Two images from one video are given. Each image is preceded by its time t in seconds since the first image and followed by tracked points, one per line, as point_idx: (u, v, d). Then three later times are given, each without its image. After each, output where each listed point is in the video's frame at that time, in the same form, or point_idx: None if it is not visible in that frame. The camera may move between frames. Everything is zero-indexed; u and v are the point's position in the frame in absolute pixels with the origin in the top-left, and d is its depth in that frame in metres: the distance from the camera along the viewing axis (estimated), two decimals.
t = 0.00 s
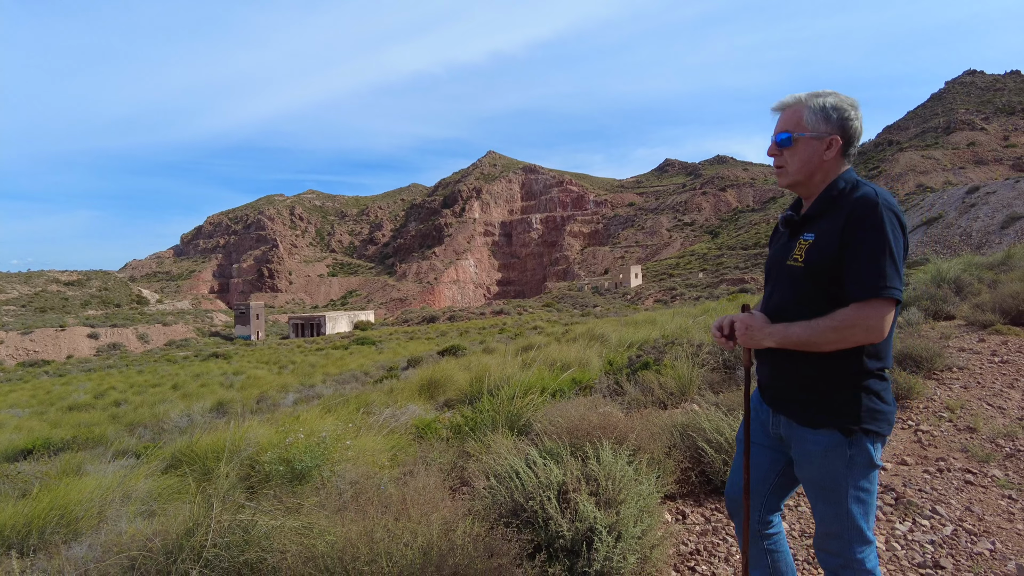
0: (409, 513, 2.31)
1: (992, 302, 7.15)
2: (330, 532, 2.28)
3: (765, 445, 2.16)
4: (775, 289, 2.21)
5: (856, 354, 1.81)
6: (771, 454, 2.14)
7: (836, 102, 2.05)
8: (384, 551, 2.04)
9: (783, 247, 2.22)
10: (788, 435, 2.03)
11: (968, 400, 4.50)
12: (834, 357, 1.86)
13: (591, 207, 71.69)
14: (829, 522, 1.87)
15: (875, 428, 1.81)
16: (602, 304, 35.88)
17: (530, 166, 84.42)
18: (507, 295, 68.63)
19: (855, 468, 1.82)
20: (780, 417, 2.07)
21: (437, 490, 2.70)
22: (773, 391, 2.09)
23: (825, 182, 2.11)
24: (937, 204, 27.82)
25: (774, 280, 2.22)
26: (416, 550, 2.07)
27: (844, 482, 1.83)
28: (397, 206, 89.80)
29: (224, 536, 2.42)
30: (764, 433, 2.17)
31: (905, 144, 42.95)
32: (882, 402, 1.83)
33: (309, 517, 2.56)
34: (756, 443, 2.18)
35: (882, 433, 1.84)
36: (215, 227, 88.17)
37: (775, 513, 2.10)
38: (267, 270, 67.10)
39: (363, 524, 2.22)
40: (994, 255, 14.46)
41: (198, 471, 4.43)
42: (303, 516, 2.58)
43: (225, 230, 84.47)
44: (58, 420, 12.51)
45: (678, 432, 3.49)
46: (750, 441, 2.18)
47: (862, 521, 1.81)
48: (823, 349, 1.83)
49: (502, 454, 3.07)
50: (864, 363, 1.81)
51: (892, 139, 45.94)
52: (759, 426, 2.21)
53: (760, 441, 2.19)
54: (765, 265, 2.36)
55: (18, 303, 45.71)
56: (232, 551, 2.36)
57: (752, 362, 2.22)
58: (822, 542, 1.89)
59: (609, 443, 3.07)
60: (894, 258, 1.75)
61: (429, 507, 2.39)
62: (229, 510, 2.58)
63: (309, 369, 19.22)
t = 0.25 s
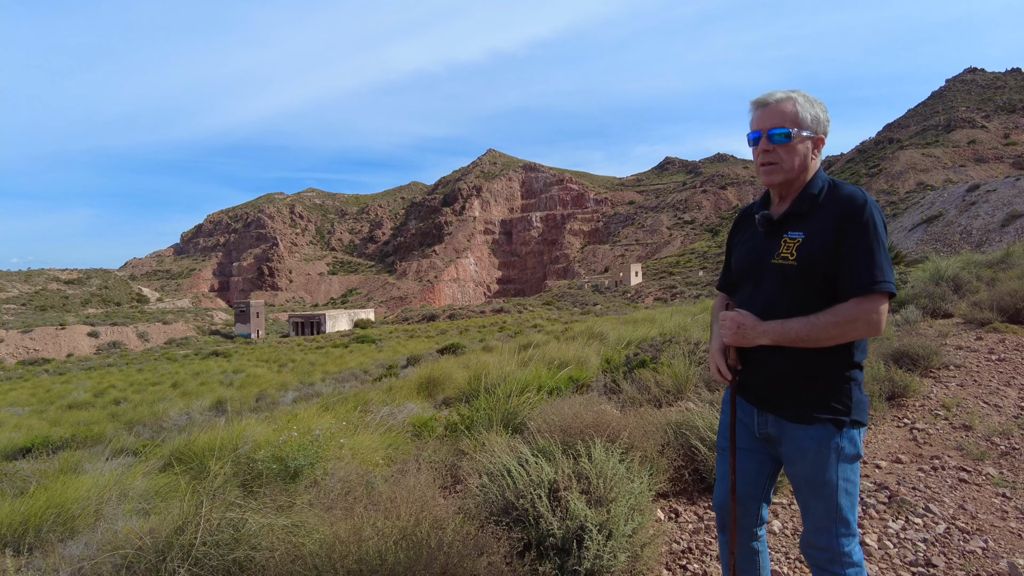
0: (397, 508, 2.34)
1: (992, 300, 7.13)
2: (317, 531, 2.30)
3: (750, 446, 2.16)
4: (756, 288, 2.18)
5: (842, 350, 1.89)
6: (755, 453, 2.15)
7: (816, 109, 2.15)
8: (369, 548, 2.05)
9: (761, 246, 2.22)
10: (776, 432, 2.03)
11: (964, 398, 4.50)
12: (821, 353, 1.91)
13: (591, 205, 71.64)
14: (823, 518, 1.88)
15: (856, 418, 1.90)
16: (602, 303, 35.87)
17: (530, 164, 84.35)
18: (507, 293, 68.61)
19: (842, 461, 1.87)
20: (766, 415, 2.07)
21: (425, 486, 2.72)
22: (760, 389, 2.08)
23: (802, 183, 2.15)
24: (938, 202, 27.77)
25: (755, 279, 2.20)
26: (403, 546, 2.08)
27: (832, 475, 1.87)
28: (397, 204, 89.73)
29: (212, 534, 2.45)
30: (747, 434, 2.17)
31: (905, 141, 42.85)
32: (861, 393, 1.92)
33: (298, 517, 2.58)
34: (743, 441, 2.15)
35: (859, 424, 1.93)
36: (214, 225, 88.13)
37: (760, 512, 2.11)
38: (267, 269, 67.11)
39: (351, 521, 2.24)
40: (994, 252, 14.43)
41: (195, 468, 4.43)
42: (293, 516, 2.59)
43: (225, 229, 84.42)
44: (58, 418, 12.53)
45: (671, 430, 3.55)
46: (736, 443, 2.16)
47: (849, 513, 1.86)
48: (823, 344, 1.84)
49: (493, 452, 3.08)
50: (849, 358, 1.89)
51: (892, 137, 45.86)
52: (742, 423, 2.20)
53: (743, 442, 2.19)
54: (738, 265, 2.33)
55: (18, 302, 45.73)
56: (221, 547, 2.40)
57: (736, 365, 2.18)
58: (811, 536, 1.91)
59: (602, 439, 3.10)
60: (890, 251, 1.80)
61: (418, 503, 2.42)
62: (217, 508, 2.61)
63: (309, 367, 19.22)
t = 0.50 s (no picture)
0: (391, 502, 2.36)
1: (990, 298, 7.14)
2: (311, 527, 2.32)
3: (742, 441, 2.14)
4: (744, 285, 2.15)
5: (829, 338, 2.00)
6: (746, 448, 2.14)
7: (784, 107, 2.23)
8: (362, 544, 2.06)
9: (742, 243, 2.18)
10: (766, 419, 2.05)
11: (962, 396, 4.51)
12: (814, 341, 1.99)
13: (591, 203, 71.58)
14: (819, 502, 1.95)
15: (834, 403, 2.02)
16: (602, 301, 35.88)
17: (530, 162, 84.22)
18: (507, 291, 68.62)
19: (829, 445, 1.97)
20: (759, 407, 2.07)
21: (420, 482, 2.74)
22: (748, 379, 2.10)
23: (779, 183, 2.19)
24: (938, 200, 27.74)
25: (741, 277, 2.17)
26: (397, 540, 2.10)
27: (825, 458, 1.95)
28: (397, 202, 89.70)
29: (208, 531, 2.48)
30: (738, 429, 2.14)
31: (906, 139, 42.79)
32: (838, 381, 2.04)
33: (294, 514, 2.59)
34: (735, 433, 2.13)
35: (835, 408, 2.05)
36: (215, 223, 88.13)
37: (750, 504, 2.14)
38: (268, 267, 67.09)
39: (343, 517, 2.26)
40: (994, 250, 14.42)
41: (194, 466, 4.44)
42: (289, 513, 2.61)
43: (225, 227, 84.43)
44: (58, 416, 12.54)
45: (667, 427, 3.56)
46: (734, 438, 2.11)
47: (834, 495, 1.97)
48: (827, 330, 1.94)
49: (489, 449, 3.10)
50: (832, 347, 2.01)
51: (893, 135, 45.79)
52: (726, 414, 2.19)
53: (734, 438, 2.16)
54: (715, 262, 2.27)
55: (19, 300, 45.75)
56: (215, 544, 2.43)
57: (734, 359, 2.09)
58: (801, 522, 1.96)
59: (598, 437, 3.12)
60: (874, 250, 1.97)
61: (411, 498, 2.43)
62: (213, 506, 2.64)
63: (309, 365, 19.21)
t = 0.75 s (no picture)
0: (386, 499, 2.37)
1: (989, 297, 7.14)
2: (306, 522, 2.35)
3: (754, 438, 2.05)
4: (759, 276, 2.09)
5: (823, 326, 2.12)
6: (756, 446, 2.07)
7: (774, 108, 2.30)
8: (358, 540, 2.07)
9: (753, 236, 2.12)
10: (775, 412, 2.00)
11: (961, 394, 4.50)
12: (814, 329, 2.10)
13: (592, 201, 71.58)
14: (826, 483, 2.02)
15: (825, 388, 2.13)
16: (603, 299, 35.88)
17: (530, 160, 84.13)
18: (508, 289, 68.64)
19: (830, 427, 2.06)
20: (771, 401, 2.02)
21: (416, 479, 2.75)
22: (767, 373, 2.01)
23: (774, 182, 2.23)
24: (939, 199, 27.71)
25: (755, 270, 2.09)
26: (393, 534, 2.12)
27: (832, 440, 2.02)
28: (398, 200, 89.69)
29: (206, 527, 2.52)
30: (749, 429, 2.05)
31: (908, 137, 42.71)
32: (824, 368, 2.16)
33: (290, 509, 2.61)
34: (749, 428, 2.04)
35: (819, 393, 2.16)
36: (215, 220, 88.18)
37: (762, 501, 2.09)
38: (268, 264, 67.10)
39: (339, 513, 2.28)
40: (994, 249, 14.38)
41: (193, 463, 4.45)
42: (286, 509, 2.63)
43: (226, 224, 84.46)
44: (58, 413, 12.58)
45: (664, 425, 3.57)
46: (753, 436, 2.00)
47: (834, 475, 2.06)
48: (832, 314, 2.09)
49: (487, 446, 3.11)
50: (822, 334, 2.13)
51: (895, 133, 45.69)
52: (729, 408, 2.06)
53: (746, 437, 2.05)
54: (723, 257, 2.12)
55: (20, 297, 45.81)
56: (212, 542, 2.46)
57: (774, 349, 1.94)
58: (811, 512, 1.97)
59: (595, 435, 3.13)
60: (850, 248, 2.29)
61: (406, 494, 2.44)
62: (211, 504, 2.67)
63: (309, 363, 19.23)
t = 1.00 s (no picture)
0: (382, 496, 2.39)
1: (988, 295, 7.15)
2: (302, 519, 2.36)
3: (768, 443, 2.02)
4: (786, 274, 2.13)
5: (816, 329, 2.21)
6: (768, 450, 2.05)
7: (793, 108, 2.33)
8: (355, 537, 2.07)
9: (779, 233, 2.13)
10: (787, 414, 2.02)
11: (958, 392, 4.51)
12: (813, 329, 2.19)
13: (592, 199, 71.55)
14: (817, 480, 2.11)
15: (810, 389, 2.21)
16: (603, 297, 35.88)
17: (531, 158, 84.04)
18: (508, 287, 68.64)
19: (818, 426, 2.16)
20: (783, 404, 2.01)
21: (412, 477, 2.76)
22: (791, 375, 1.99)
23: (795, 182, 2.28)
24: (940, 197, 27.69)
25: (789, 266, 2.11)
26: (391, 530, 2.12)
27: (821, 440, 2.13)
28: (398, 197, 89.63)
29: (203, 523, 2.54)
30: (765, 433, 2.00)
31: (908, 136, 42.65)
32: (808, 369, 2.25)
33: (286, 508, 2.63)
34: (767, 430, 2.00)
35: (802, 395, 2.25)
36: (215, 218, 88.17)
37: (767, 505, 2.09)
38: (268, 262, 67.09)
39: (334, 509, 2.30)
40: (993, 248, 14.40)
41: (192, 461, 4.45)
42: (283, 507, 2.65)
43: (226, 222, 84.46)
44: (59, 411, 12.60)
45: (661, 423, 3.58)
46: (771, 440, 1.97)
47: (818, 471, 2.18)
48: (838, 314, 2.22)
49: (487, 443, 3.12)
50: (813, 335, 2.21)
51: (895, 131, 45.62)
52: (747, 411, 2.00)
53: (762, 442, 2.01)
54: (767, 251, 2.07)
55: (20, 295, 45.84)
56: (209, 538, 2.48)
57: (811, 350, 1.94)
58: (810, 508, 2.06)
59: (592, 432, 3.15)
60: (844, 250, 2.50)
61: (403, 492, 2.45)
62: (209, 501, 2.69)
63: (309, 360, 19.24)
